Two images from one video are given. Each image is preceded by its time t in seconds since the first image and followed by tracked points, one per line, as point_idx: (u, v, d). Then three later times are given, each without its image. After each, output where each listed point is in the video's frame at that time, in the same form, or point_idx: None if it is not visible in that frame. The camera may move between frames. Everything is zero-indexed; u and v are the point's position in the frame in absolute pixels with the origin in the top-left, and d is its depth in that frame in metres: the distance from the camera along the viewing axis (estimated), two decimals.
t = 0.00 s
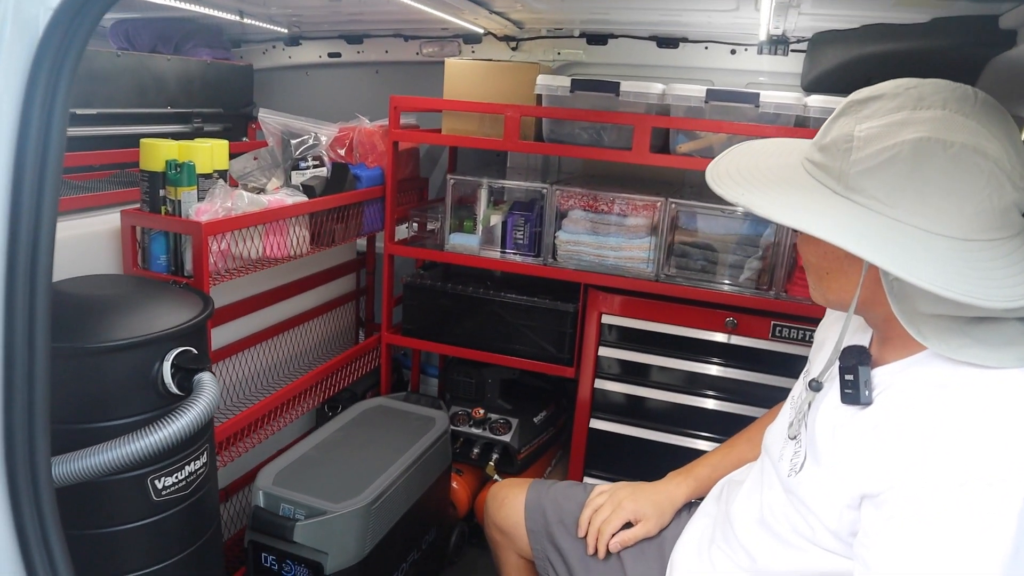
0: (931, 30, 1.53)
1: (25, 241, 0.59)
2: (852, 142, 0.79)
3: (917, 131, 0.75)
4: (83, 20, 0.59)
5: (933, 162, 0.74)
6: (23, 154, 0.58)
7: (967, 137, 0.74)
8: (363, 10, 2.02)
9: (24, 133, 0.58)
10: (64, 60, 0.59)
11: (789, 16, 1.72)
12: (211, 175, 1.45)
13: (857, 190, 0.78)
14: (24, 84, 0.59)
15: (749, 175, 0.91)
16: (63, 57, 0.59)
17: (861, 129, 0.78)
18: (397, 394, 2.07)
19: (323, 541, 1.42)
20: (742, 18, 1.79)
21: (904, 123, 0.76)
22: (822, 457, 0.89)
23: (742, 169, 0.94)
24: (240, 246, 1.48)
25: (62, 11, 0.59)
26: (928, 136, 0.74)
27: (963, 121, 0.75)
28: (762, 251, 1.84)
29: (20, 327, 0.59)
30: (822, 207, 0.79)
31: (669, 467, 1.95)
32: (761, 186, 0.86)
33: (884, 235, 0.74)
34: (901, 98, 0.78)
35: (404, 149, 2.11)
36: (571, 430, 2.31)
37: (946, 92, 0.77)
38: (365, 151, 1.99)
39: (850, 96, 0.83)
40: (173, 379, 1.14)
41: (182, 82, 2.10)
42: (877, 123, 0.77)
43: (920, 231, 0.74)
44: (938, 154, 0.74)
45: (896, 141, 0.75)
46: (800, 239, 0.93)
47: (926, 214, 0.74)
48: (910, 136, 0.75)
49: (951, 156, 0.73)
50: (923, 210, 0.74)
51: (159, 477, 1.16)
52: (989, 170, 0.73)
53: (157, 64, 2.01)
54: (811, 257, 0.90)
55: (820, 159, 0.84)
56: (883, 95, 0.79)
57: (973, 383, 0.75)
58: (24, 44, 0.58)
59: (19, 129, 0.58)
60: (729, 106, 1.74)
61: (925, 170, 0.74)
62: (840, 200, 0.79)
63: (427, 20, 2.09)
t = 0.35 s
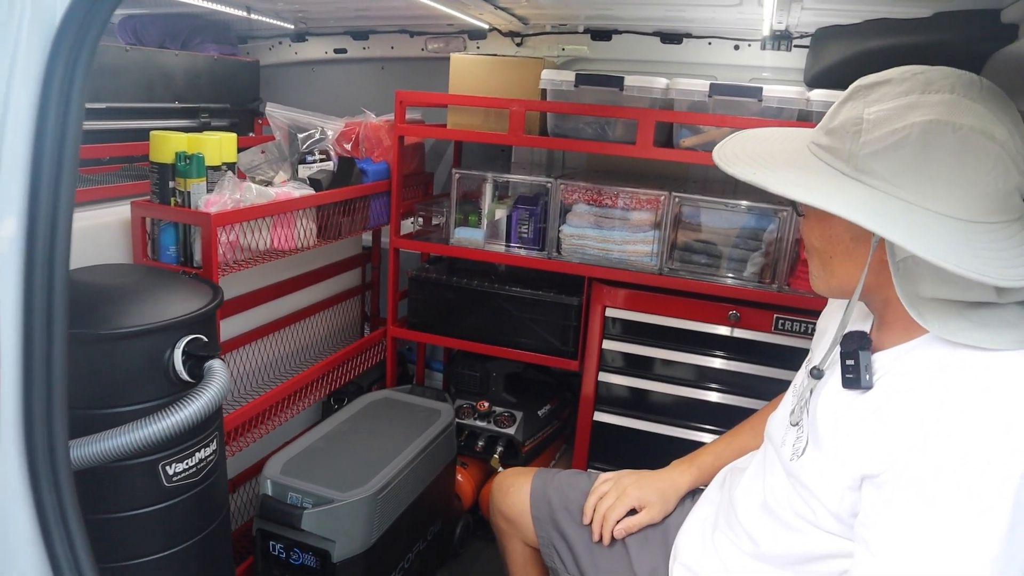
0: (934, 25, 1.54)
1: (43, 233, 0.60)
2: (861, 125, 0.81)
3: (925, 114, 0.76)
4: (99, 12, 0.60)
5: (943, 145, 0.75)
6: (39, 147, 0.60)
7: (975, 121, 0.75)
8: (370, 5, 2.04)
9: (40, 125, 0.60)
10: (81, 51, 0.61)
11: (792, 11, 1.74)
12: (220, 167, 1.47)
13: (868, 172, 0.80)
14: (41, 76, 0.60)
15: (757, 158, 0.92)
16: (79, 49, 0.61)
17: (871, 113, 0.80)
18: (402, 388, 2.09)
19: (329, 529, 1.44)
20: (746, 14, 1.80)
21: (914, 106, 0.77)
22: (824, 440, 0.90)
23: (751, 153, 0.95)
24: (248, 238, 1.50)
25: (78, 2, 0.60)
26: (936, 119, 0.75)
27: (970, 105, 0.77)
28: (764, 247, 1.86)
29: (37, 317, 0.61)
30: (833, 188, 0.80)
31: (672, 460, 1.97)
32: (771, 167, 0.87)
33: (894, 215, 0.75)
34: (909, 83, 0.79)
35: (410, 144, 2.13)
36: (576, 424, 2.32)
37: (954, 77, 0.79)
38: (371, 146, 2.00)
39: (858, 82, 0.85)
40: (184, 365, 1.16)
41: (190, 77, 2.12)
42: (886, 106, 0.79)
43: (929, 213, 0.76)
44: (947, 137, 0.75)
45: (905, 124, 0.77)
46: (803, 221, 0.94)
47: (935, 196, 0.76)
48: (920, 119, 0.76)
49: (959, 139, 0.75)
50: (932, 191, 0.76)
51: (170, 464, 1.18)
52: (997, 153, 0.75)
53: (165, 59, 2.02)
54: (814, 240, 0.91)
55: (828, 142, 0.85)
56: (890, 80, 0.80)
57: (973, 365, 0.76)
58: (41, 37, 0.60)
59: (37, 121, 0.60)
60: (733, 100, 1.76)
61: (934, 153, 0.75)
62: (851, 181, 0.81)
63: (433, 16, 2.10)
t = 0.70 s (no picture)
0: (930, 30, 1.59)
1: (95, 228, 0.70)
2: (877, 124, 0.86)
3: (939, 115, 0.82)
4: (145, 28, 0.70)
5: (957, 143, 0.81)
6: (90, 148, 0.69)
7: (984, 121, 0.81)
8: (379, 11, 2.08)
9: (94, 129, 0.69)
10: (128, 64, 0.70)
11: (791, 17, 1.79)
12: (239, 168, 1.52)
13: (885, 167, 0.85)
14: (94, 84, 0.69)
15: (772, 155, 0.96)
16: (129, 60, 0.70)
17: (886, 113, 0.85)
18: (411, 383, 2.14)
19: (347, 518, 1.49)
20: (747, 19, 1.85)
21: (928, 107, 0.83)
22: (827, 424, 0.95)
23: (764, 150, 0.99)
24: (267, 237, 1.54)
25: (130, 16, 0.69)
26: (950, 119, 0.81)
27: (978, 107, 0.83)
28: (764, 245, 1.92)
29: (89, 302, 0.72)
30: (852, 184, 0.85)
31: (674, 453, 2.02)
32: (787, 161, 0.91)
33: (914, 208, 0.80)
34: (920, 87, 0.85)
35: (418, 146, 2.18)
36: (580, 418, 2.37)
37: (961, 82, 0.85)
38: (380, 147, 2.06)
39: (868, 86, 0.90)
40: (212, 360, 1.20)
41: (202, 80, 2.16)
42: (901, 107, 0.84)
43: (945, 207, 0.81)
44: (959, 135, 0.81)
45: (921, 124, 0.82)
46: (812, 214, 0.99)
47: (948, 191, 0.82)
48: (934, 119, 0.82)
49: (971, 138, 0.81)
50: (948, 187, 0.81)
51: (198, 454, 1.22)
52: (1003, 153, 0.81)
53: (178, 63, 2.07)
54: (824, 233, 0.96)
55: (841, 139, 0.90)
56: (901, 84, 0.86)
57: (965, 352, 0.82)
58: (95, 46, 0.69)
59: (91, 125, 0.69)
60: (734, 103, 1.81)
61: (948, 150, 0.81)
62: (867, 176, 0.86)
63: (440, 20, 2.15)
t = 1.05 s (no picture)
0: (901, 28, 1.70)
1: (145, 194, 0.77)
2: (869, 100, 0.96)
3: (923, 94, 0.94)
4: (188, 20, 0.77)
5: (939, 118, 0.93)
6: (141, 129, 0.76)
7: (960, 103, 0.94)
8: (376, 6, 2.15)
9: (144, 112, 0.76)
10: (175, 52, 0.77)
11: (771, 15, 1.89)
12: (248, 155, 1.59)
13: (876, 138, 0.94)
14: (142, 71, 0.77)
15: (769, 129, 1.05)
16: (174, 48, 0.77)
17: (878, 90, 0.96)
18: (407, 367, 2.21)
19: (355, 488, 1.56)
20: (729, 16, 1.95)
21: (914, 86, 0.95)
22: (807, 381, 1.05)
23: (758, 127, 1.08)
24: (275, 221, 1.61)
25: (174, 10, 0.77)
26: (933, 97, 0.93)
27: (954, 90, 0.96)
28: (745, 232, 2.02)
29: (137, 270, 0.79)
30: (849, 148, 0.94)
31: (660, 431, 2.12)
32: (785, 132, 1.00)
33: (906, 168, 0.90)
34: (904, 70, 0.97)
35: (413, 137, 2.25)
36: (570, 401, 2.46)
37: (937, 71, 0.98)
38: (377, 138, 2.12)
39: (855, 71, 1.02)
40: (232, 331, 1.24)
41: (201, 73, 2.22)
42: (890, 86, 0.96)
43: (929, 171, 0.91)
44: (941, 112, 0.93)
45: (909, 100, 0.94)
46: (800, 186, 1.09)
47: (935, 159, 0.92)
48: (919, 97, 0.94)
49: (951, 113, 0.93)
50: (931, 153, 0.92)
51: (218, 423, 1.27)
52: (975, 129, 0.94)
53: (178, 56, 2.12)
54: (812, 202, 1.06)
55: (833, 115, 0.99)
56: (888, 68, 0.98)
57: (927, 311, 0.93)
58: (145, 37, 0.77)
59: (142, 108, 0.76)
60: (718, 96, 1.92)
61: (933, 124, 0.93)
62: (860, 145, 0.95)
63: (435, 16, 2.23)
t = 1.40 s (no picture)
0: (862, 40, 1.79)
1: (154, 202, 0.82)
2: (831, 112, 1.04)
3: (877, 105, 1.03)
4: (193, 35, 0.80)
5: (894, 127, 1.02)
6: (151, 140, 0.80)
7: (906, 112, 1.05)
8: (358, 15, 2.20)
9: (152, 123, 0.79)
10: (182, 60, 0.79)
11: (740, 25, 1.98)
12: (238, 162, 1.65)
13: (842, 146, 1.02)
14: (152, 82, 0.80)
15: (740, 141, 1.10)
16: (182, 58, 0.79)
17: (838, 103, 1.04)
18: (391, 366, 2.27)
19: (344, 482, 1.61)
20: (700, 27, 2.04)
21: (868, 99, 1.04)
22: (772, 373, 1.13)
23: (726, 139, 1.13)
24: (264, 225, 1.66)
25: (181, 27, 0.79)
26: (887, 108, 1.03)
27: (899, 101, 1.06)
28: (717, 233, 2.11)
29: (147, 272, 0.83)
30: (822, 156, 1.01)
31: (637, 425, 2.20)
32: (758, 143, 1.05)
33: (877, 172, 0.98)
34: (857, 85, 1.06)
35: (396, 142, 2.30)
36: (550, 398, 2.53)
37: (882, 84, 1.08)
38: (361, 144, 2.18)
39: (810, 85, 1.10)
40: (228, 333, 1.28)
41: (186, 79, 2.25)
42: (849, 98, 1.04)
43: (892, 174, 1.00)
44: (894, 121, 1.03)
45: (867, 111, 1.03)
46: (769, 195, 1.15)
47: (896, 164, 1.01)
48: (875, 108, 1.03)
49: (902, 123, 1.03)
50: (892, 157, 1.01)
51: (213, 420, 1.32)
52: (921, 136, 1.05)
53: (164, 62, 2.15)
54: (782, 209, 1.13)
55: (798, 126, 1.07)
56: (841, 83, 1.07)
57: (879, 307, 1.01)
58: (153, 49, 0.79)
59: (150, 120, 0.79)
60: (690, 103, 2.01)
61: (890, 132, 1.02)
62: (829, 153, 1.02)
63: (416, 25, 2.29)
